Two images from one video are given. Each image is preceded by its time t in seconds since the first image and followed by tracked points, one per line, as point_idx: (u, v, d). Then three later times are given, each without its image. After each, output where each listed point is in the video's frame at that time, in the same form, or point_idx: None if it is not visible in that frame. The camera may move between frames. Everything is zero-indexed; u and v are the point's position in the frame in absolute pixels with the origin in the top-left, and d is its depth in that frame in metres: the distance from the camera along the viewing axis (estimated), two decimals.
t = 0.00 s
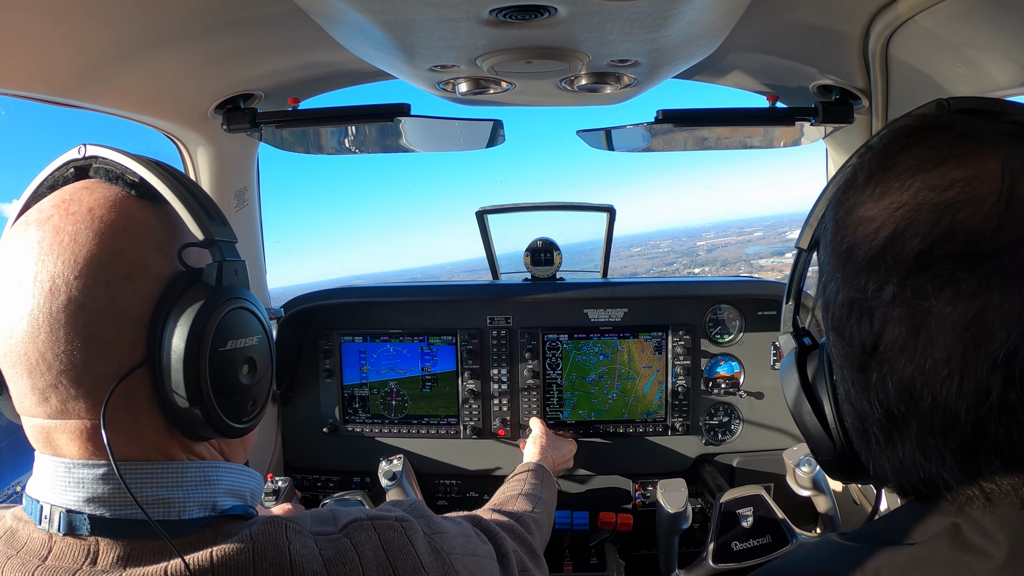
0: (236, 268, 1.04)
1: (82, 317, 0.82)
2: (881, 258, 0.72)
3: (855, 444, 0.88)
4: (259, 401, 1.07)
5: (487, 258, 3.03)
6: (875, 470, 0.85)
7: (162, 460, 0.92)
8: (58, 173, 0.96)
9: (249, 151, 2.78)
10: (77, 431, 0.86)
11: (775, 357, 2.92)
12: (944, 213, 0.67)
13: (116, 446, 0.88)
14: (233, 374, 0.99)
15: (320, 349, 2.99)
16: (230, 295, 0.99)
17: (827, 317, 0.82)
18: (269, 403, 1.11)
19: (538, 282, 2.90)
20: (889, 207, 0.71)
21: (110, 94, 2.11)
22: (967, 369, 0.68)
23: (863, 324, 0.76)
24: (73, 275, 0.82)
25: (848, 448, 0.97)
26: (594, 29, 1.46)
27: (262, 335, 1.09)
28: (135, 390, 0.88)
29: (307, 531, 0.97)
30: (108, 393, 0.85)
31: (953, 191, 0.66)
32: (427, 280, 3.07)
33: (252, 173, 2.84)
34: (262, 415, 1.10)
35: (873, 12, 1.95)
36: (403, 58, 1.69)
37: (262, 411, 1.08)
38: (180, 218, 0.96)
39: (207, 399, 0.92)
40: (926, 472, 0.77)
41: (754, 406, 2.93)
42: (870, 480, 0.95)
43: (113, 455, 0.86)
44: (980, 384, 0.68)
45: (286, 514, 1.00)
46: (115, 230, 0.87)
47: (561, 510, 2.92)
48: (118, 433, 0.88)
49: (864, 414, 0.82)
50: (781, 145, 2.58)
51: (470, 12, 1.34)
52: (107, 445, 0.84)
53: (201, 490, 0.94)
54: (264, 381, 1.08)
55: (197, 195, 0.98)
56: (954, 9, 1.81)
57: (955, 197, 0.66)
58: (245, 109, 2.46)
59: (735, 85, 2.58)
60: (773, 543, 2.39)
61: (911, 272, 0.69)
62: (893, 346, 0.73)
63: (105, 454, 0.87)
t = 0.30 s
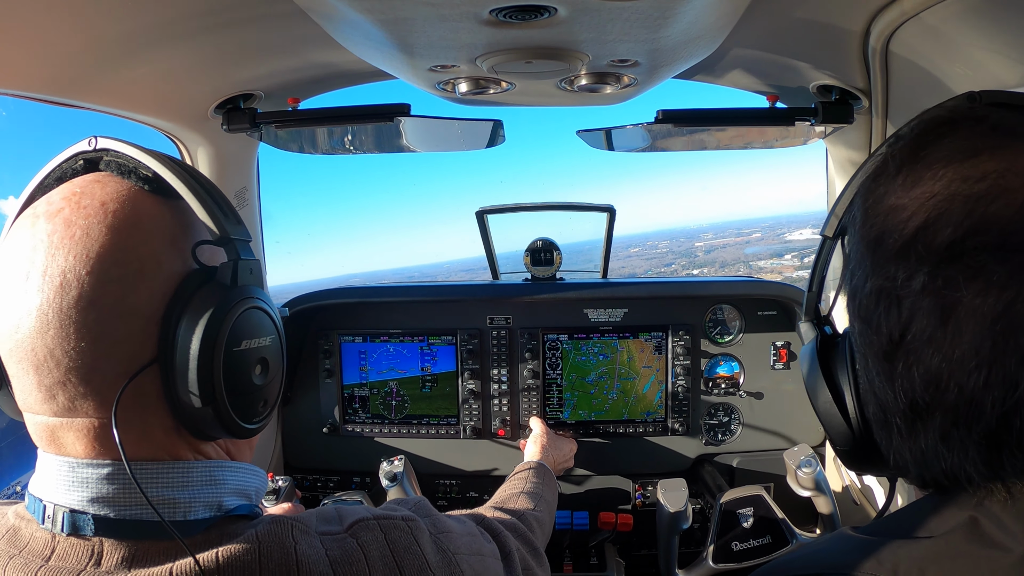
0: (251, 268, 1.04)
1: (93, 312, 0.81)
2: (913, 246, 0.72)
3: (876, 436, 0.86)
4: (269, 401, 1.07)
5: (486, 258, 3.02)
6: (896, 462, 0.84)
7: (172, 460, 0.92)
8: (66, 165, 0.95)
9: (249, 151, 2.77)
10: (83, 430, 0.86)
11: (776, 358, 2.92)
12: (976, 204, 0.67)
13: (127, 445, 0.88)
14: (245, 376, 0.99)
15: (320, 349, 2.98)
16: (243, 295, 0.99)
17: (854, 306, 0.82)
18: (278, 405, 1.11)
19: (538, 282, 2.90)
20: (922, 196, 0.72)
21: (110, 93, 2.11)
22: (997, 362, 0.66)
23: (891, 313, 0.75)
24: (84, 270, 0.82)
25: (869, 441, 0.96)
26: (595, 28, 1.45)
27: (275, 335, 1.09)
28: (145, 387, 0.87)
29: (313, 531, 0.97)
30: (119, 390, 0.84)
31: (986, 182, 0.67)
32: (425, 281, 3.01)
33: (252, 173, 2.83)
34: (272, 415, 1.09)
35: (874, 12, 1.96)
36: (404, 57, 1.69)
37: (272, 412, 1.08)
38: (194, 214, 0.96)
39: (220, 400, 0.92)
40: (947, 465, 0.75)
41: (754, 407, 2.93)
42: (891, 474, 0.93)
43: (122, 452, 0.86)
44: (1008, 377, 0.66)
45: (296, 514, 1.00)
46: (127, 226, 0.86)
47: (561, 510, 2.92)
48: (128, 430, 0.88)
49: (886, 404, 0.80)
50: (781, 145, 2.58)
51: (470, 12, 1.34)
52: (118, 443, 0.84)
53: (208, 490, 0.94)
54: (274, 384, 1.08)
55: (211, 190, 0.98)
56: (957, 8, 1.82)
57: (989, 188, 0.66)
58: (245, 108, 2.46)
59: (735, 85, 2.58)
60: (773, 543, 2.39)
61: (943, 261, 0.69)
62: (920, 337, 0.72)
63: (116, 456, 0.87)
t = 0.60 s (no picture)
0: (257, 275, 1.04)
1: (100, 316, 0.82)
2: (898, 254, 0.72)
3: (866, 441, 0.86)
4: (272, 408, 1.07)
5: (487, 258, 3.02)
6: (886, 467, 0.84)
7: (177, 466, 0.92)
8: (75, 169, 0.96)
9: (249, 152, 2.76)
10: (88, 432, 0.86)
11: (776, 357, 2.92)
12: (961, 212, 0.67)
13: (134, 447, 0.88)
14: (251, 381, 0.99)
15: (320, 349, 2.98)
16: (249, 302, 0.99)
17: (841, 314, 0.82)
18: (280, 408, 1.10)
19: (538, 283, 2.89)
20: (907, 204, 0.71)
21: (110, 94, 2.11)
22: (981, 368, 0.66)
23: (877, 321, 0.75)
24: (93, 273, 0.82)
25: (859, 446, 0.96)
26: (594, 29, 1.45)
27: (279, 344, 1.09)
28: (151, 390, 0.88)
29: (310, 540, 0.97)
30: (126, 392, 0.85)
31: (971, 189, 0.67)
32: (420, 278, 3.02)
33: (253, 173, 2.83)
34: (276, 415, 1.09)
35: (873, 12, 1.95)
36: (404, 58, 1.69)
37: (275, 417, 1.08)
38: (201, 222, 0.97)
39: (224, 405, 0.93)
40: (937, 470, 0.75)
41: (754, 407, 2.93)
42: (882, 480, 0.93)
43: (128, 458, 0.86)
44: (993, 382, 0.66)
45: (287, 523, 1.00)
46: (137, 231, 0.87)
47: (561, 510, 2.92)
48: (134, 433, 0.88)
49: (876, 410, 0.81)
50: (781, 145, 2.58)
51: (469, 12, 1.34)
52: (124, 448, 0.84)
53: (208, 496, 0.94)
54: (276, 390, 1.08)
55: (217, 197, 0.99)
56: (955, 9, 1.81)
57: (973, 196, 0.66)
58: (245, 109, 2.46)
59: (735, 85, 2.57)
60: (773, 544, 2.38)
61: (928, 268, 0.69)
62: (906, 343, 0.72)
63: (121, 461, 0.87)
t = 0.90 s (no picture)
0: (247, 275, 1.03)
1: (85, 313, 0.82)
2: (908, 251, 0.72)
3: (873, 440, 0.86)
4: (259, 411, 1.06)
5: (487, 257, 2.98)
6: (893, 467, 0.83)
7: (159, 472, 0.93)
8: (66, 163, 0.95)
9: (249, 151, 2.77)
10: (70, 432, 0.86)
11: (776, 358, 2.93)
12: (972, 209, 0.66)
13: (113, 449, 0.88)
14: (238, 384, 0.98)
15: (320, 348, 2.98)
16: (238, 302, 0.99)
17: (850, 311, 0.81)
18: (269, 411, 1.11)
19: (538, 283, 2.89)
20: (916, 200, 0.71)
21: (108, 94, 2.11)
22: (993, 368, 0.65)
23: (886, 319, 0.74)
24: (78, 270, 0.82)
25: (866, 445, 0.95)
26: (594, 29, 1.45)
27: (268, 345, 1.09)
28: (134, 389, 0.87)
29: (303, 560, 0.98)
30: (107, 393, 0.84)
31: (982, 186, 0.66)
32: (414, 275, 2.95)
33: (252, 173, 2.83)
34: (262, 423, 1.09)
35: (873, 13, 1.95)
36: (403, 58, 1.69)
37: (261, 422, 1.08)
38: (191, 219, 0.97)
39: (210, 407, 0.92)
40: (945, 470, 0.75)
41: (754, 407, 2.93)
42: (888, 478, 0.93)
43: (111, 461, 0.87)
44: (1005, 383, 0.65)
45: (271, 540, 1.01)
46: (124, 228, 0.87)
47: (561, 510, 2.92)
48: (116, 434, 0.88)
49: (882, 409, 0.80)
50: (781, 145, 2.58)
51: (470, 12, 1.34)
52: (105, 451, 0.85)
53: (187, 506, 0.94)
54: (265, 392, 1.08)
55: (206, 194, 0.99)
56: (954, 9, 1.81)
57: (983, 193, 0.66)
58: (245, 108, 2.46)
59: (736, 85, 2.58)
60: (773, 544, 2.38)
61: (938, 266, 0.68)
62: (916, 342, 0.71)
63: (98, 464, 0.89)
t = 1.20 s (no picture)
0: (246, 283, 1.03)
1: (81, 322, 0.81)
2: (925, 243, 0.71)
3: (885, 432, 0.86)
4: (256, 421, 1.06)
5: (487, 257, 2.97)
6: (904, 460, 0.83)
7: (156, 480, 0.93)
8: (61, 164, 0.95)
9: (249, 151, 2.77)
10: (65, 440, 0.86)
11: (775, 358, 2.93)
12: (990, 203, 0.66)
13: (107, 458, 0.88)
14: (234, 396, 0.98)
15: (320, 349, 2.97)
16: (236, 310, 0.98)
17: (866, 303, 0.81)
18: (265, 424, 1.10)
19: (538, 283, 2.88)
20: (934, 193, 0.71)
21: (108, 95, 2.11)
22: (1008, 359, 0.64)
23: (901, 310, 0.74)
24: (73, 277, 0.81)
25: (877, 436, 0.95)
26: (595, 29, 1.45)
27: (266, 355, 1.09)
28: (130, 399, 0.87)
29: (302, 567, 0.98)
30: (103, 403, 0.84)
31: (1000, 181, 0.66)
32: (411, 271, 2.86)
33: (252, 173, 2.83)
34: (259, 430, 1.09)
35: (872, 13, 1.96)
36: (403, 58, 1.69)
37: (259, 432, 1.08)
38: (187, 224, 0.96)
39: (207, 418, 0.92)
40: (957, 462, 0.74)
41: (754, 407, 2.93)
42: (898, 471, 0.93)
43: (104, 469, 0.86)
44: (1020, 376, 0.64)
45: (272, 547, 1.01)
46: (120, 234, 0.86)
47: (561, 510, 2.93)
48: (110, 443, 0.88)
49: (896, 400, 0.80)
50: (782, 145, 2.58)
51: (471, 12, 1.34)
52: (99, 460, 0.85)
53: (182, 512, 0.94)
54: (263, 400, 1.08)
55: (204, 196, 0.97)
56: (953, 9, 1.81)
57: (1002, 187, 0.66)
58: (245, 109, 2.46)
59: (736, 85, 2.58)
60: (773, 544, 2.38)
61: (955, 258, 0.68)
62: (930, 334, 0.71)
63: (96, 471, 0.88)
